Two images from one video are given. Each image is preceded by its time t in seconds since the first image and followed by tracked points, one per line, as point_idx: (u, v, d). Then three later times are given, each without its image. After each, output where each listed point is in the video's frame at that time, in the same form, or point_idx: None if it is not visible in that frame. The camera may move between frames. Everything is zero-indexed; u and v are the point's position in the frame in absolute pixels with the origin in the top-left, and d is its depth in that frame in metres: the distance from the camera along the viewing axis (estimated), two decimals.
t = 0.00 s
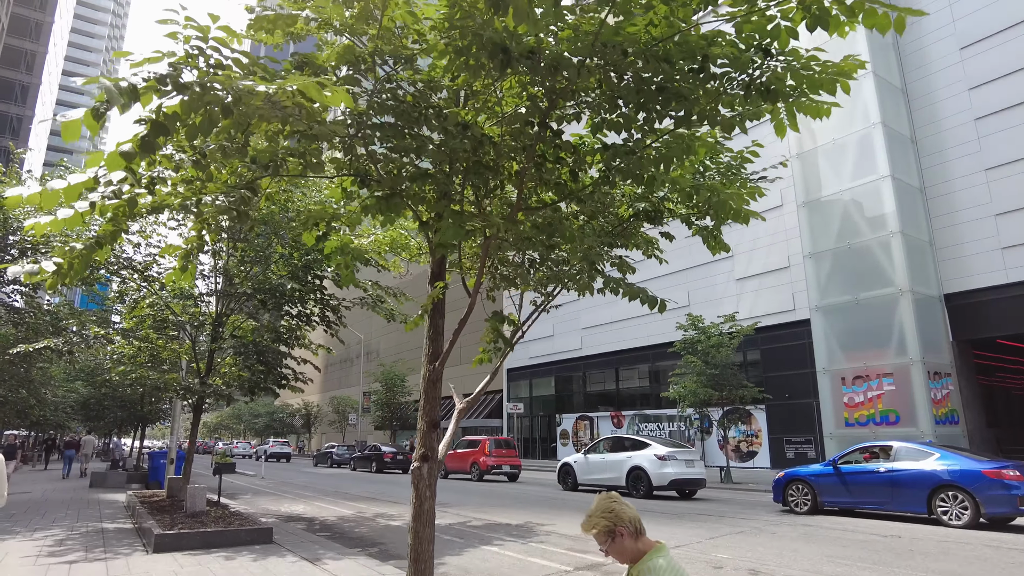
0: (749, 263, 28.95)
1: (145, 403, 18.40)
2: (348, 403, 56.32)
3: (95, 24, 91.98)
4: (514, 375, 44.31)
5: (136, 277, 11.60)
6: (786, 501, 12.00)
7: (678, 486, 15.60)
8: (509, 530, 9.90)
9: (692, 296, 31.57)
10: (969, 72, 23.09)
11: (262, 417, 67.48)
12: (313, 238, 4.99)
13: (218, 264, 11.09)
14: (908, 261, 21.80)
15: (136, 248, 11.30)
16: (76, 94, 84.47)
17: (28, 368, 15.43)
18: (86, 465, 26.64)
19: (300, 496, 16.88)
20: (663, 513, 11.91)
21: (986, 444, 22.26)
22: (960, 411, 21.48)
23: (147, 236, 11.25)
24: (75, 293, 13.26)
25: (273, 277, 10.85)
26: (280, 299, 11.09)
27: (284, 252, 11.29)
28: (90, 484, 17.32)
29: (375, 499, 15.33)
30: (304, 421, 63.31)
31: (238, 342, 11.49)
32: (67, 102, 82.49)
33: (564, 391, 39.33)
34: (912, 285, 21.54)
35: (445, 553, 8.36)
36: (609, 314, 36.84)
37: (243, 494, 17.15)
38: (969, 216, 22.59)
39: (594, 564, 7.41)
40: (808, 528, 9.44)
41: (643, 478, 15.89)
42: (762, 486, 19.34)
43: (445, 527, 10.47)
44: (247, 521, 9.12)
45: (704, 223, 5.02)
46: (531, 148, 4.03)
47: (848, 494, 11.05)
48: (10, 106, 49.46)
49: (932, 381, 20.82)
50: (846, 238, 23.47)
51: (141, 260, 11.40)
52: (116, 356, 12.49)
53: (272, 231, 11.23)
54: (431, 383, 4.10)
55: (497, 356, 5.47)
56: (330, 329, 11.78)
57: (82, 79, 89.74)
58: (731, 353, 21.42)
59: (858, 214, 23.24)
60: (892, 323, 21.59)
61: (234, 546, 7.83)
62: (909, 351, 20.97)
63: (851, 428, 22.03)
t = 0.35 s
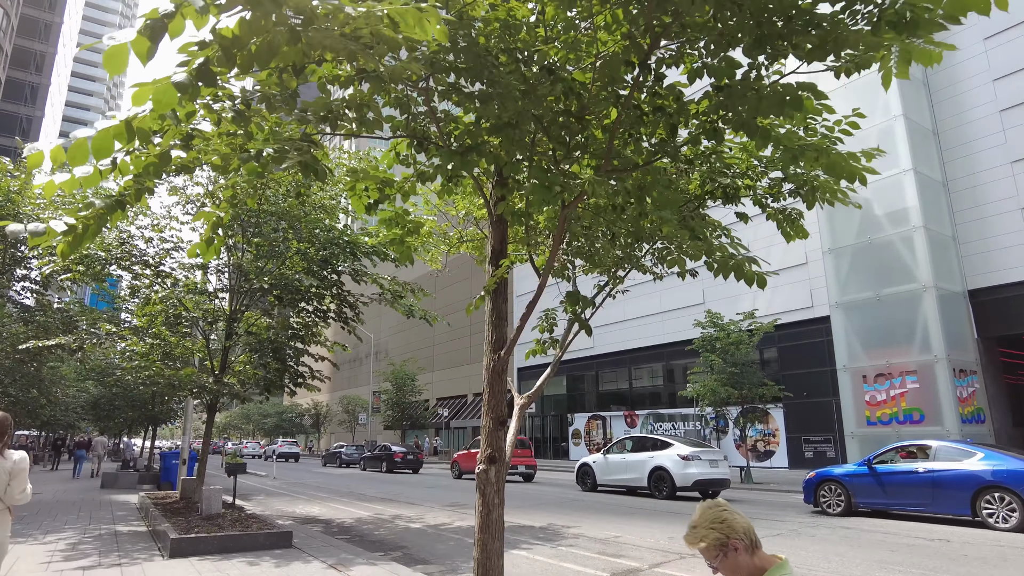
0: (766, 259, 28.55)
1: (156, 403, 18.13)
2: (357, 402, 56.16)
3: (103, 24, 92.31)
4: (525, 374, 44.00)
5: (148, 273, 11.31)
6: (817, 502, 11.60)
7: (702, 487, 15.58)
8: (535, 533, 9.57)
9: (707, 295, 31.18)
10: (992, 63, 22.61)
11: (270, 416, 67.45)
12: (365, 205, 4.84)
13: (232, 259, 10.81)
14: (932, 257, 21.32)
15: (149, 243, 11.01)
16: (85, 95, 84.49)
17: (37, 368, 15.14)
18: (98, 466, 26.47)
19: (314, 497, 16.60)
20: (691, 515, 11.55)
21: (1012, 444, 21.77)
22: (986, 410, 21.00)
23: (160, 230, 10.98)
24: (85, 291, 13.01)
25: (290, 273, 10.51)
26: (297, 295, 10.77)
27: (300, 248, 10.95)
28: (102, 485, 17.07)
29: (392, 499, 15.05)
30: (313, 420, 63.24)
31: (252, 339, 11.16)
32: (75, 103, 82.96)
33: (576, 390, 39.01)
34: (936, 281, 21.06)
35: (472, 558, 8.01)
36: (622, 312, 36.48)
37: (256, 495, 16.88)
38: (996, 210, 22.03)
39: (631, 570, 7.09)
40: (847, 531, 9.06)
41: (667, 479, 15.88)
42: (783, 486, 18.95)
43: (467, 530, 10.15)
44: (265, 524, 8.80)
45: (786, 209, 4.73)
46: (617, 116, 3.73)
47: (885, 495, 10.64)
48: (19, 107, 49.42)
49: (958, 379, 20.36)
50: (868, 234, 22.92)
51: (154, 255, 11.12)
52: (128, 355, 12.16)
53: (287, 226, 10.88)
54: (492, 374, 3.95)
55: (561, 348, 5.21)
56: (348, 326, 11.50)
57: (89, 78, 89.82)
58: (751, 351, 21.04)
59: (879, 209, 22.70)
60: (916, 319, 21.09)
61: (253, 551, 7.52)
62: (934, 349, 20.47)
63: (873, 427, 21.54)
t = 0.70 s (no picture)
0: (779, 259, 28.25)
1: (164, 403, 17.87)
2: (363, 403, 55.94)
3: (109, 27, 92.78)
4: (533, 375, 43.67)
5: (157, 271, 11.01)
6: (847, 506, 11.21)
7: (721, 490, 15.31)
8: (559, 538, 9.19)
9: (719, 294, 30.85)
10: (1009, 58, 22.27)
11: (276, 418, 67.28)
12: (430, 165, 4.60)
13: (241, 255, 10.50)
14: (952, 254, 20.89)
15: (155, 239, 10.70)
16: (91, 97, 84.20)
17: (44, 367, 14.89)
18: (104, 468, 26.21)
19: (324, 499, 16.30)
20: (716, 518, 11.19)
21: None
22: (1008, 410, 20.58)
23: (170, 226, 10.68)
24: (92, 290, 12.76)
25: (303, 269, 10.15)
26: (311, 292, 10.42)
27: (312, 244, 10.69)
28: (109, 487, 16.79)
29: (404, 502, 14.76)
30: (319, 422, 63.02)
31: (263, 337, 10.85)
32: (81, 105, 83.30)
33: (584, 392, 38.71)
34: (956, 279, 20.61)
35: (496, 565, 7.66)
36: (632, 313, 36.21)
37: (264, 497, 16.59)
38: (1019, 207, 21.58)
39: None
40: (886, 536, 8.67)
41: (686, 481, 15.59)
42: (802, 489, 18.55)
43: (486, 535, 9.81)
44: (278, 529, 8.43)
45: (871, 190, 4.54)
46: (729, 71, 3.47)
47: (919, 499, 10.22)
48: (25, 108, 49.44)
49: (979, 380, 19.95)
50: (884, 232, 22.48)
51: (162, 251, 10.81)
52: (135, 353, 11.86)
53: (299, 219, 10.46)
54: (565, 362, 3.71)
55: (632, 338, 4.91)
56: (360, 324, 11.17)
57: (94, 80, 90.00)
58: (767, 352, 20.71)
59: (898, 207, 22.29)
60: (936, 318, 20.64)
61: (268, 558, 7.19)
62: (954, 348, 20.06)
63: (891, 428, 21.07)
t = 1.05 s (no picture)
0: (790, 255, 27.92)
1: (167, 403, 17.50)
2: (367, 403, 55.64)
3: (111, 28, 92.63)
4: (538, 374, 43.30)
5: (160, 266, 10.65)
6: (875, 508, 10.81)
7: (738, 491, 14.92)
8: (580, 544, 8.76)
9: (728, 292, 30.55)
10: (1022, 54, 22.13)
11: (279, 417, 67.00)
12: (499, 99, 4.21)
13: (246, 249, 10.14)
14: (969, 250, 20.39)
15: (158, 232, 10.33)
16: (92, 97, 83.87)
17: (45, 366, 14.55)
18: (105, 469, 25.85)
19: (330, 501, 15.93)
20: (740, 521, 10.76)
21: None
22: None
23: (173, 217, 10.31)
24: (93, 288, 12.40)
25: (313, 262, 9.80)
26: (321, 287, 10.07)
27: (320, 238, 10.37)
28: (110, 489, 16.43)
29: (413, 504, 14.41)
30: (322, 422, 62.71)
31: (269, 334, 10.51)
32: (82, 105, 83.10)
33: (590, 391, 38.38)
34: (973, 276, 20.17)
35: (517, 572, 7.26)
36: (638, 311, 35.88)
37: (269, 500, 16.20)
38: None
39: None
40: (927, 540, 8.23)
41: (701, 482, 15.20)
42: (819, 489, 18.13)
43: (503, 539, 9.43)
44: (287, 534, 8.01)
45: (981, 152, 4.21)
46: None
47: (952, 502, 9.80)
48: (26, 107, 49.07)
49: (998, 377, 19.57)
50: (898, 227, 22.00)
51: (163, 245, 10.44)
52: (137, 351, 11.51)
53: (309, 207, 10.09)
54: (655, 345, 3.40)
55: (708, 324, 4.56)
56: (370, 321, 10.83)
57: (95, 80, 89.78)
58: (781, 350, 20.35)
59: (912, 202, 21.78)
60: (953, 314, 20.27)
61: (277, 565, 6.82)
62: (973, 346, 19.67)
63: (907, 427, 20.61)
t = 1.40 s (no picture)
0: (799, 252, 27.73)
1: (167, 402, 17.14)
2: (368, 402, 55.34)
3: (110, 26, 92.69)
4: (541, 372, 42.96)
5: (161, 257, 10.27)
6: (902, 508, 10.51)
7: (753, 490, 14.55)
8: (600, 547, 8.36)
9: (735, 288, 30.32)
10: None
11: (280, 417, 66.75)
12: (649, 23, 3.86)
13: (247, 239, 9.76)
14: (985, 244, 20.07)
15: (157, 223, 9.96)
16: (91, 94, 83.39)
17: (43, 363, 14.22)
18: (104, 469, 25.50)
19: (335, 501, 15.58)
20: (762, 521, 10.40)
21: None
22: None
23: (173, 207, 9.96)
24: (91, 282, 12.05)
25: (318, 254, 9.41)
26: (324, 279, 9.66)
27: (323, 229, 10.02)
28: (109, 489, 16.06)
29: (421, 504, 14.05)
30: (324, 421, 62.48)
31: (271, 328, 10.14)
32: (81, 103, 82.78)
33: (594, 389, 38.04)
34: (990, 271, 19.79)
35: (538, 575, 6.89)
36: (643, 309, 35.54)
37: (272, 500, 15.84)
38: None
39: None
40: (966, 543, 7.83)
41: (715, 482, 14.83)
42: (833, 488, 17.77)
43: (518, 541, 9.06)
44: (294, 537, 7.60)
45: None
46: None
47: (985, 501, 9.46)
48: (24, 106, 48.60)
49: (1014, 374, 19.20)
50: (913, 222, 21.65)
51: (162, 236, 10.06)
52: (137, 348, 11.13)
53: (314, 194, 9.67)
54: (787, 312, 2.94)
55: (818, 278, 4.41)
56: (377, 315, 10.39)
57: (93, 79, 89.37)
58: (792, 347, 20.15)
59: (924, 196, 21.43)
60: (967, 310, 19.89)
61: (285, 571, 6.47)
62: (989, 342, 19.30)
63: (920, 425, 20.25)
